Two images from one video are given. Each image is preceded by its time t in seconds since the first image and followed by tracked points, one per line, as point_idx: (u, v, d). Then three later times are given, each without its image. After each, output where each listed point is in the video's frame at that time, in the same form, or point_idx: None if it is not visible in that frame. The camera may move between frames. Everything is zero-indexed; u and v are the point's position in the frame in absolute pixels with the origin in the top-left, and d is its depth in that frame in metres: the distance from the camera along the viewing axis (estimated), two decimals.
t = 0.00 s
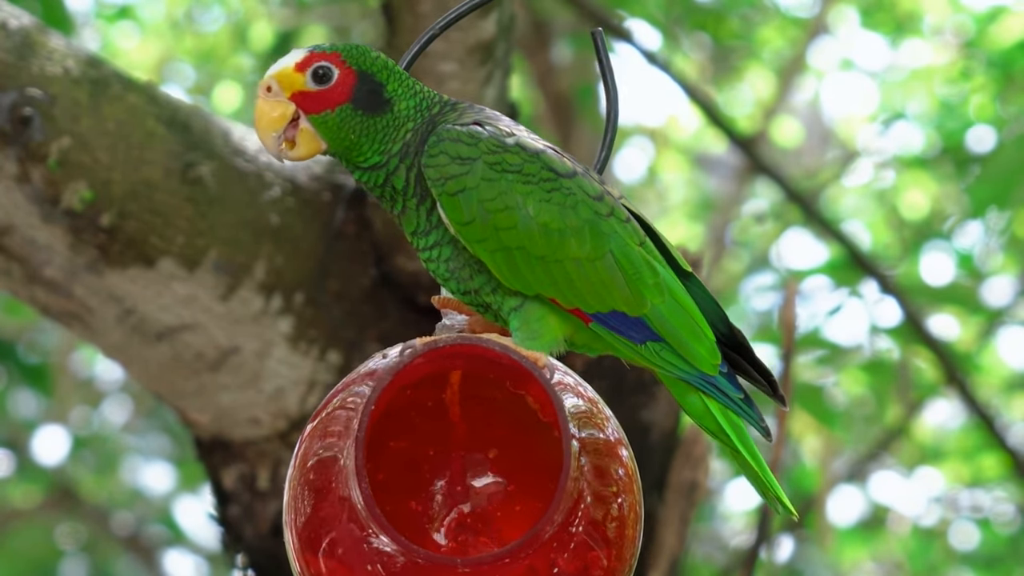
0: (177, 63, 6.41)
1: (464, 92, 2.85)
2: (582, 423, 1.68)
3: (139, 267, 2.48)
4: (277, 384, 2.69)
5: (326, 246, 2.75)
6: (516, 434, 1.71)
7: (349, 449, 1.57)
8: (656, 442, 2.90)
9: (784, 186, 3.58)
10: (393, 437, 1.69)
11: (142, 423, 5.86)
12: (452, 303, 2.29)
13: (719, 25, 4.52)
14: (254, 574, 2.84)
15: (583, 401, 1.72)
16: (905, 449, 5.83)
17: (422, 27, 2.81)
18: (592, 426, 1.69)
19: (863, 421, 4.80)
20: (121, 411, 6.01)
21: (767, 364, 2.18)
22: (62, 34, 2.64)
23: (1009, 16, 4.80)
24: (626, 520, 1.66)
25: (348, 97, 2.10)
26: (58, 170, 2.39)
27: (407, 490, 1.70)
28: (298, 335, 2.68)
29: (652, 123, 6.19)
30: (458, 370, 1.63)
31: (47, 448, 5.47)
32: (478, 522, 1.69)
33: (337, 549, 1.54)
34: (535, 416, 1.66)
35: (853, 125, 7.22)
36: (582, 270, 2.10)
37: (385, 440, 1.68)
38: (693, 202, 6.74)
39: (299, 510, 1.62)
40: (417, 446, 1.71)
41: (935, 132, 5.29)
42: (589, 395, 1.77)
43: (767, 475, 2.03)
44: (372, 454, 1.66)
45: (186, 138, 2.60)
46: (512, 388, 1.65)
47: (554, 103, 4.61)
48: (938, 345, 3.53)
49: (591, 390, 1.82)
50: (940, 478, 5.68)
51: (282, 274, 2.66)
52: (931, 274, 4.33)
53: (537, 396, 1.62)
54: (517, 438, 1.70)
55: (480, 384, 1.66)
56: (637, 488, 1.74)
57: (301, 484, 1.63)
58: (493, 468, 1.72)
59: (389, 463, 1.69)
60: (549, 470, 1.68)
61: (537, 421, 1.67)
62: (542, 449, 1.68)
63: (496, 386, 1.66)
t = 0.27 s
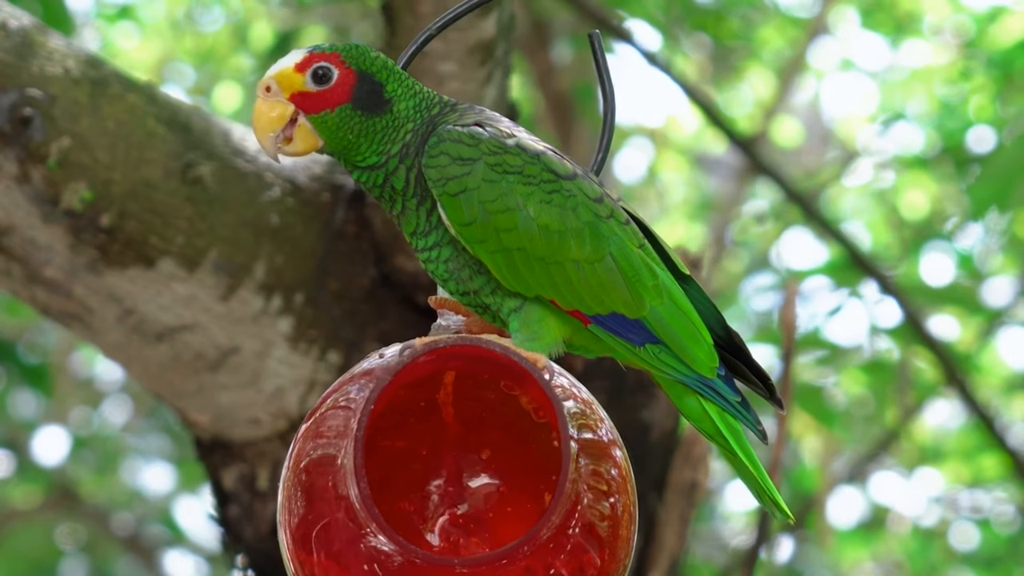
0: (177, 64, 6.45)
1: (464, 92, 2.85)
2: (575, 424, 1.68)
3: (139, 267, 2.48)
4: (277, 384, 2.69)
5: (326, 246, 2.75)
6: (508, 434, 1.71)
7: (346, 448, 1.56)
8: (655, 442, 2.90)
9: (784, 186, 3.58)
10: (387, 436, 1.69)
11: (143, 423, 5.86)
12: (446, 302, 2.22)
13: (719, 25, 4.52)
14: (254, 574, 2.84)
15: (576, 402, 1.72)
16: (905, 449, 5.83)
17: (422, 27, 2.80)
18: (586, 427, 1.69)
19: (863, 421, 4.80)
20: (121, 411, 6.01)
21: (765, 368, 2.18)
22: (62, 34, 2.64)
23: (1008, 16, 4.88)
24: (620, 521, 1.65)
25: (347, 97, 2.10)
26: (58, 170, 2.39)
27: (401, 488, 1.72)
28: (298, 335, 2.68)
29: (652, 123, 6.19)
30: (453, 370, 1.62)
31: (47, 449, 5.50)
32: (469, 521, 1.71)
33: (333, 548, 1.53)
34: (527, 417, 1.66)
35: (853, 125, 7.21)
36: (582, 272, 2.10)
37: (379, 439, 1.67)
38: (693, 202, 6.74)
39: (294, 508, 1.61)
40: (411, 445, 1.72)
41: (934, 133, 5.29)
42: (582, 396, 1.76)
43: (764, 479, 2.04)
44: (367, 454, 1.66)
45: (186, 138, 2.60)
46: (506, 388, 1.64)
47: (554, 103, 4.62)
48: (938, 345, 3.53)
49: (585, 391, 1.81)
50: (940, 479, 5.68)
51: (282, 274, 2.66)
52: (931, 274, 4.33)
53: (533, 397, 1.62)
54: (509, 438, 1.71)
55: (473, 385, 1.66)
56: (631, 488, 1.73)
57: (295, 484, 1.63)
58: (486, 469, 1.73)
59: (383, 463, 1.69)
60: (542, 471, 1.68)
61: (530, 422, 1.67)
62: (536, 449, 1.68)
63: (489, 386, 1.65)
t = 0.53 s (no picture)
0: (177, 63, 6.44)
1: (464, 91, 2.84)
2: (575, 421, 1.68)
3: (139, 267, 2.48)
4: (277, 384, 2.69)
5: (326, 246, 2.75)
6: (507, 433, 1.71)
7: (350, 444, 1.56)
8: (655, 442, 2.91)
9: (784, 186, 3.58)
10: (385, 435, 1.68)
11: (143, 423, 5.87)
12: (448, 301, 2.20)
13: (719, 25, 4.52)
14: (254, 574, 2.84)
15: (575, 398, 1.72)
16: (905, 449, 5.83)
17: (422, 26, 2.80)
18: (586, 424, 1.69)
19: (863, 421, 4.80)
20: (121, 411, 6.01)
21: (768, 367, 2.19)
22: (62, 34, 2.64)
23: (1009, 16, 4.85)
24: (620, 518, 1.65)
25: (351, 94, 2.11)
26: (58, 170, 2.39)
27: (399, 486, 1.72)
28: (298, 335, 2.68)
29: (652, 123, 6.20)
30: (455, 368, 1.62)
31: (47, 448, 5.51)
32: (466, 519, 1.71)
33: (335, 544, 1.53)
34: (526, 416, 1.67)
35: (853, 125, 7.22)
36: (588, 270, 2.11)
37: (378, 438, 1.67)
38: (693, 202, 6.74)
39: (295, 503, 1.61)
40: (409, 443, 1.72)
41: (934, 132, 5.30)
42: (582, 394, 1.76)
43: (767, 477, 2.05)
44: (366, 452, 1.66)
45: (186, 138, 2.60)
46: (504, 385, 1.64)
47: (554, 103, 4.62)
48: (938, 345, 3.53)
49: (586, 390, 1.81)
50: (940, 478, 5.68)
51: (282, 274, 2.66)
52: (931, 274, 4.33)
53: (538, 394, 1.61)
54: (507, 436, 1.71)
55: (472, 382, 1.65)
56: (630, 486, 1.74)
57: (295, 482, 1.63)
58: (483, 467, 1.73)
59: (382, 461, 1.69)
60: (542, 470, 1.68)
61: (528, 421, 1.67)
62: (534, 448, 1.68)
63: (488, 384, 1.65)
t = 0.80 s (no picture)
0: (177, 63, 6.39)
1: (464, 92, 2.84)
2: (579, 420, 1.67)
3: (139, 267, 2.48)
4: (277, 384, 2.69)
5: (326, 246, 2.75)
6: (509, 433, 1.71)
7: (358, 442, 1.55)
8: (655, 442, 2.91)
9: (784, 186, 3.58)
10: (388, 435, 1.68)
11: (143, 423, 5.86)
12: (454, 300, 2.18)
13: (719, 25, 4.52)
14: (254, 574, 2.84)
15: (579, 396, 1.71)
16: (905, 449, 5.83)
17: (422, 27, 2.80)
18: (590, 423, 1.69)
19: (863, 421, 4.80)
20: (121, 411, 6.01)
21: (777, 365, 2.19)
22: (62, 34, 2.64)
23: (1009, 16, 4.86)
24: (625, 517, 1.66)
25: (359, 92, 2.09)
26: (58, 170, 2.39)
27: (401, 485, 1.71)
28: (298, 335, 2.68)
29: (652, 123, 6.19)
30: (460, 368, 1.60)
31: (47, 448, 5.50)
32: (466, 520, 1.72)
33: (343, 543, 1.53)
34: (528, 416, 1.67)
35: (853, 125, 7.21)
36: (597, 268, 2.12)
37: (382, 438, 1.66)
38: (693, 202, 6.74)
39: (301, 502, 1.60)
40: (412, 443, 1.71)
41: (934, 132, 5.30)
42: (586, 392, 1.76)
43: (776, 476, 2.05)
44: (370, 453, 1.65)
45: (186, 138, 2.60)
46: (506, 385, 1.64)
47: (554, 103, 4.60)
48: (937, 345, 3.53)
49: (590, 389, 1.82)
50: (940, 479, 5.68)
51: (282, 274, 2.66)
52: (931, 274, 4.33)
53: (546, 392, 1.60)
54: (510, 436, 1.71)
55: (474, 381, 1.65)
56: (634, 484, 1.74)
57: (301, 482, 1.62)
58: (484, 467, 1.73)
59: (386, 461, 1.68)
60: (544, 470, 1.67)
61: (529, 421, 1.68)
62: (536, 448, 1.68)
63: (490, 384, 1.64)
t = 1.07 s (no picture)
0: (177, 63, 6.38)
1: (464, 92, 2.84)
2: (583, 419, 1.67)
3: (139, 268, 2.48)
4: (277, 384, 2.69)
5: (326, 246, 2.75)
6: (510, 432, 1.71)
7: (364, 442, 1.55)
8: (656, 442, 2.91)
9: (784, 186, 3.58)
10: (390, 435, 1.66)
11: (143, 423, 5.86)
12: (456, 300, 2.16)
13: (719, 25, 4.52)
14: (254, 574, 2.84)
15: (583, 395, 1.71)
16: (905, 449, 5.83)
17: (422, 27, 2.80)
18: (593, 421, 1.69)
19: (863, 421, 4.80)
20: (121, 411, 6.01)
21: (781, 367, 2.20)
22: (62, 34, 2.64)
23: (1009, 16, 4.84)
24: (628, 516, 1.66)
25: (365, 90, 2.10)
26: (58, 170, 2.39)
27: (404, 487, 1.70)
28: (298, 335, 2.68)
29: (652, 123, 6.19)
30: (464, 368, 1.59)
31: (47, 448, 5.50)
32: (467, 519, 1.71)
33: (349, 544, 1.53)
34: (528, 416, 1.68)
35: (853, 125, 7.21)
36: (606, 270, 2.12)
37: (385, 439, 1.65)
38: (693, 202, 6.74)
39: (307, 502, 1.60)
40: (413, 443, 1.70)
41: (934, 132, 5.30)
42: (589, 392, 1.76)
43: (781, 479, 2.07)
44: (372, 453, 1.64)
45: (186, 138, 2.60)
46: (507, 384, 1.64)
47: (555, 103, 4.59)
48: (938, 345, 3.53)
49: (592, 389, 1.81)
50: (940, 478, 5.69)
51: (282, 274, 2.66)
52: (931, 274, 4.33)
53: (553, 392, 1.60)
54: (510, 436, 1.71)
55: (475, 381, 1.64)
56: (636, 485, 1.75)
57: (305, 482, 1.62)
58: (485, 467, 1.73)
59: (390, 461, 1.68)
60: (543, 470, 1.69)
61: (529, 421, 1.69)
62: (535, 448, 1.69)
63: (491, 383, 1.64)
